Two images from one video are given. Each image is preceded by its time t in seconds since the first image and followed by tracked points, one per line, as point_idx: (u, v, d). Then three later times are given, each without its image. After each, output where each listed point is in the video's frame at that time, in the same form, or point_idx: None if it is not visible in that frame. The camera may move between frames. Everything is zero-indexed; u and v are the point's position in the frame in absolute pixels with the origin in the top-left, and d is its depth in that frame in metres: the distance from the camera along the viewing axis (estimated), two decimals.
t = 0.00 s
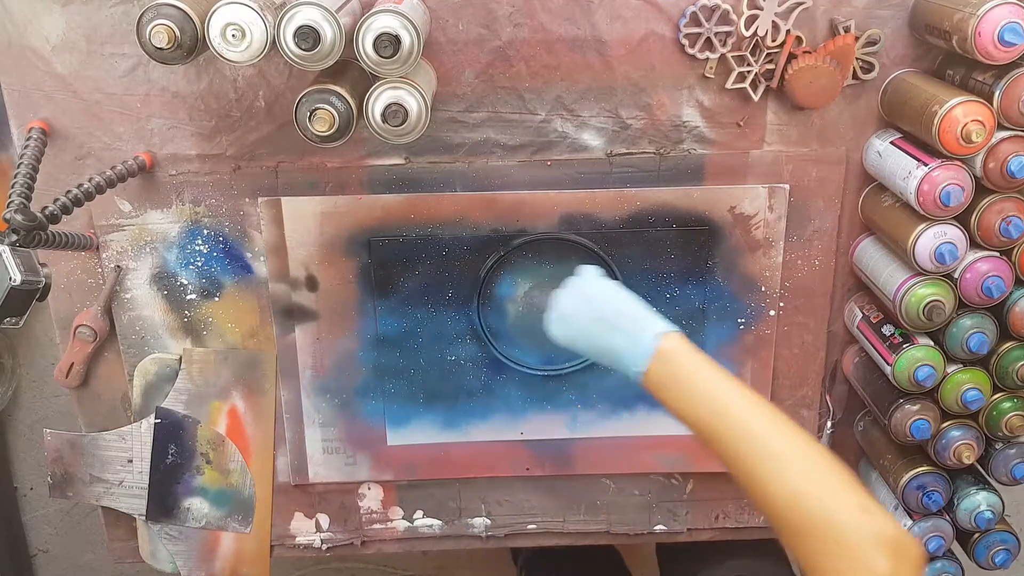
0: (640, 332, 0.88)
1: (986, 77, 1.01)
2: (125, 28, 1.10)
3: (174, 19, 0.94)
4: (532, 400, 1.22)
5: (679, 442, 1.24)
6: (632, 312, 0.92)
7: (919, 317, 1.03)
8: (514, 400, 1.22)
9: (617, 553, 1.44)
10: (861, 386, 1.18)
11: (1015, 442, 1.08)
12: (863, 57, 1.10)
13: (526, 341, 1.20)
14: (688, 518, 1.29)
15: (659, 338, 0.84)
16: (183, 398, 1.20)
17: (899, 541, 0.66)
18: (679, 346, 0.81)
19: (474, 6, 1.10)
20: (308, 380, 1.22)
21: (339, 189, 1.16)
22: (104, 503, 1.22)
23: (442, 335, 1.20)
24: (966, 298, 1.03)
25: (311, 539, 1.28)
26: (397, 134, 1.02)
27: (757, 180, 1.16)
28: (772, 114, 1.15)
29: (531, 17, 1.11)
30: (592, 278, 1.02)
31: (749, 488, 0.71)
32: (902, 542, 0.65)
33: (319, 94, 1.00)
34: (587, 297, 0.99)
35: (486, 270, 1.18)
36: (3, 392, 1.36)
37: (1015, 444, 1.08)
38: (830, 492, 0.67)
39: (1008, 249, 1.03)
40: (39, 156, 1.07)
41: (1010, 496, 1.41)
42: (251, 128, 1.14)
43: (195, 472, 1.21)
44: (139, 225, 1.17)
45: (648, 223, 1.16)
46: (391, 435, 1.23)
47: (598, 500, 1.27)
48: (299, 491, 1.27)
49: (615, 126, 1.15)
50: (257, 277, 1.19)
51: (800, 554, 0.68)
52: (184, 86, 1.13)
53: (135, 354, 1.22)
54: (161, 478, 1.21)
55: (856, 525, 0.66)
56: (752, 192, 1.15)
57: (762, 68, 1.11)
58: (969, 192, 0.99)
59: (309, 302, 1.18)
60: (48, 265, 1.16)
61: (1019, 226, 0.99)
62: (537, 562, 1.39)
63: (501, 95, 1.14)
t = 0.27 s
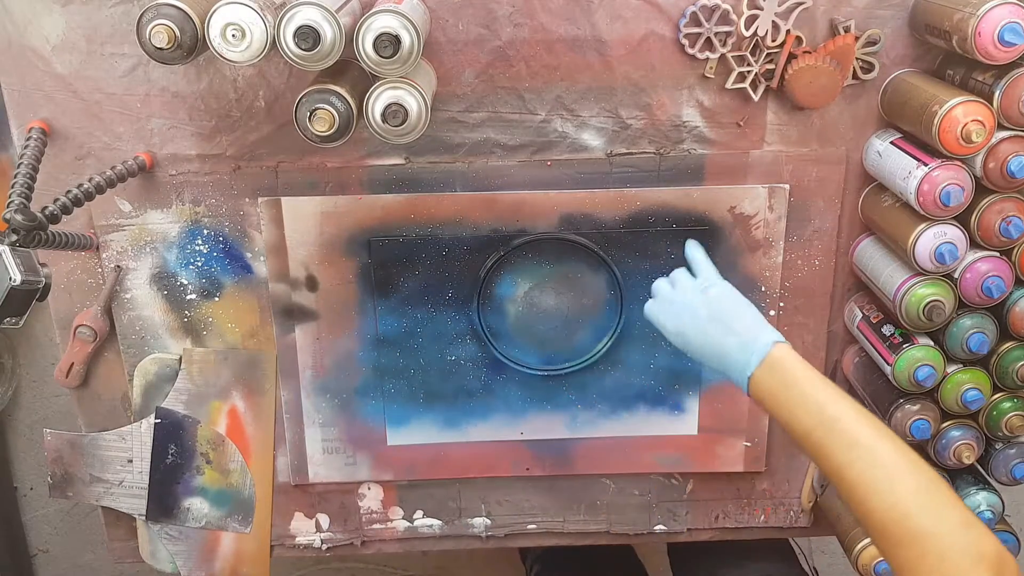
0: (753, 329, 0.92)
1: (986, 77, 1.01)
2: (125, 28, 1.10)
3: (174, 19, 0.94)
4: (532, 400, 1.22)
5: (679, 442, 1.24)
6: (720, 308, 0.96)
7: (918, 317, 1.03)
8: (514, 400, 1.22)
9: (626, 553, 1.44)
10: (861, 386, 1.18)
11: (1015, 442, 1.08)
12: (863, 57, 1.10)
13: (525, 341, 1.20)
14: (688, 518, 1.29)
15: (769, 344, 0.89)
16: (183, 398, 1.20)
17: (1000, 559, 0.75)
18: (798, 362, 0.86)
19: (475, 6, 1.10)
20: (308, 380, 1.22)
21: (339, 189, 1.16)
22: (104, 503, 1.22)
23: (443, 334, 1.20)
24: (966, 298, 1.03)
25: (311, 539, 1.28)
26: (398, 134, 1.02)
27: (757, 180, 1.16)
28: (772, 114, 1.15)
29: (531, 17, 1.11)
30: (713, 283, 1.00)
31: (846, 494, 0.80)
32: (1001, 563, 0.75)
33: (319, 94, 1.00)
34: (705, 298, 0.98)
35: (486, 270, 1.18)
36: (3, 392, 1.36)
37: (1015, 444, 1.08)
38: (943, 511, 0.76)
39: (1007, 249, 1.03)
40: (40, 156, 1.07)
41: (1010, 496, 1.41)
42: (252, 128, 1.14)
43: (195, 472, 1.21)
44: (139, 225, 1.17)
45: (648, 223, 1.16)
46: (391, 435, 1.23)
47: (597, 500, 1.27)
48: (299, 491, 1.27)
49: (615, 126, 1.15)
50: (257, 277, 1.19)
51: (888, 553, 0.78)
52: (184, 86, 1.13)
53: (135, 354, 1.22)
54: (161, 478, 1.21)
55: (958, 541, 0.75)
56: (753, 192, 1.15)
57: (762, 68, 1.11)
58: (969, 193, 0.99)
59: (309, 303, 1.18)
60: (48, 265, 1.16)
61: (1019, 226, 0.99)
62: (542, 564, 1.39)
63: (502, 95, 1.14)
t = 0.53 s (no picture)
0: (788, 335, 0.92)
1: (986, 77, 1.01)
2: (125, 28, 1.10)
3: (174, 19, 0.94)
4: (531, 400, 1.22)
5: (679, 442, 1.24)
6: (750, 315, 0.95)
7: (918, 317, 1.03)
8: (514, 400, 1.22)
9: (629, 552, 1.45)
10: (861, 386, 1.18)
11: (1015, 442, 1.08)
12: (863, 57, 1.10)
13: (525, 341, 1.20)
14: (687, 518, 1.29)
15: (804, 351, 0.90)
16: (183, 398, 1.20)
17: None
18: (827, 363, 0.88)
19: (475, 6, 1.10)
20: (308, 381, 1.22)
21: (339, 189, 1.16)
22: (104, 503, 1.22)
23: (443, 334, 1.20)
24: (966, 298, 1.03)
25: (311, 539, 1.28)
26: (398, 134, 1.02)
27: (757, 180, 1.16)
28: (772, 114, 1.15)
29: (531, 17, 1.11)
30: (752, 289, 0.99)
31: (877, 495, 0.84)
32: None
33: (319, 94, 1.00)
34: (734, 301, 0.97)
35: (486, 270, 1.18)
36: (3, 391, 1.36)
37: (1014, 444, 1.08)
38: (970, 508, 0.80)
39: (1007, 249, 1.03)
40: (40, 156, 1.07)
41: (1010, 496, 1.41)
42: (251, 128, 1.14)
43: (195, 472, 1.21)
44: (139, 225, 1.17)
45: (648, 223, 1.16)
46: (391, 435, 1.23)
47: (597, 500, 1.27)
48: (299, 491, 1.27)
49: (615, 126, 1.15)
50: (257, 277, 1.19)
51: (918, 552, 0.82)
52: (184, 86, 1.13)
53: (135, 354, 1.22)
54: (161, 478, 1.21)
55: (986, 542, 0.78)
56: (753, 192, 1.15)
57: (762, 68, 1.11)
58: (969, 193, 0.99)
59: (309, 303, 1.18)
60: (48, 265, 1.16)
61: (1019, 226, 0.99)
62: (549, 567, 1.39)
63: (502, 95, 1.14)
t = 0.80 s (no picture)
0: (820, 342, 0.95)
1: (986, 77, 1.01)
2: (125, 27, 1.10)
3: (174, 19, 0.94)
4: (531, 400, 1.22)
5: (679, 442, 1.24)
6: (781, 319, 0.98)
7: (918, 317, 1.03)
8: (514, 400, 1.22)
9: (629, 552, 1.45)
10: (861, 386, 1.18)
11: (1015, 442, 1.08)
12: (863, 57, 1.10)
13: (525, 341, 1.20)
14: (688, 518, 1.29)
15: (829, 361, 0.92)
16: (183, 398, 1.20)
17: None
18: (857, 370, 0.91)
19: (475, 6, 1.10)
20: (308, 381, 1.22)
21: (339, 189, 1.16)
22: (104, 503, 1.22)
23: (443, 334, 1.20)
24: (966, 298, 1.03)
25: (311, 539, 1.28)
26: (398, 134, 1.02)
27: (757, 180, 1.16)
28: (772, 114, 1.15)
29: (531, 17, 1.11)
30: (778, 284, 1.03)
31: (896, 507, 0.86)
32: None
33: (319, 94, 1.00)
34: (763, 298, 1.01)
35: (486, 270, 1.18)
36: (3, 391, 1.36)
37: (1015, 444, 1.08)
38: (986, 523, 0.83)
39: (1007, 249, 1.03)
40: (40, 156, 1.07)
41: (1010, 496, 1.41)
42: (251, 128, 1.14)
43: (195, 472, 1.21)
44: (139, 225, 1.17)
45: (648, 223, 1.16)
46: (391, 435, 1.23)
47: (597, 500, 1.27)
48: (299, 491, 1.27)
49: (615, 126, 1.15)
50: (257, 277, 1.19)
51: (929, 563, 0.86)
52: (184, 86, 1.13)
53: (135, 354, 1.22)
54: (161, 478, 1.21)
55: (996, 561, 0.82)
56: (753, 192, 1.15)
57: (762, 67, 1.11)
58: (969, 193, 0.99)
59: (309, 303, 1.18)
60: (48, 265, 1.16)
61: (1019, 226, 0.99)
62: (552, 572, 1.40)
63: (502, 95, 1.14)
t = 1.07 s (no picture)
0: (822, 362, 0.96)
1: (986, 77, 1.01)
2: (125, 27, 1.10)
3: (174, 20, 0.94)
4: (531, 400, 1.22)
5: (679, 442, 1.24)
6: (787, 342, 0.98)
7: (918, 317, 1.03)
8: (514, 400, 1.22)
9: (630, 554, 1.45)
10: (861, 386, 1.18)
11: (1015, 442, 1.08)
12: (863, 57, 1.10)
13: (525, 341, 1.20)
14: (687, 518, 1.29)
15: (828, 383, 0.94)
16: (183, 398, 1.20)
17: None
18: (856, 396, 0.92)
19: (475, 6, 1.10)
20: (308, 381, 1.22)
21: (339, 189, 1.16)
22: (104, 503, 1.22)
23: (442, 334, 1.20)
24: (966, 298, 1.03)
25: (311, 539, 1.28)
26: (398, 134, 1.02)
27: (757, 180, 1.16)
28: (772, 114, 1.15)
29: (531, 17, 1.11)
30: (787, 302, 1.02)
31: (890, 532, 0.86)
32: None
33: (319, 94, 1.00)
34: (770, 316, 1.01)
35: (486, 270, 1.18)
36: (3, 391, 1.36)
37: (1015, 444, 1.08)
38: (975, 551, 0.83)
39: (1007, 249, 1.03)
40: (40, 155, 1.07)
41: (1010, 496, 1.41)
42: (252, 128, 1.14)
43: (195, 472, 1.21)
44: (139, 225, 1.17)
45: (648, 223, 1.16)
46: (391, 435, 1.23)
47: (597, 500, 1.27)
48: (299, 491, 1.27)
49: (615, 126, 1.15)
50: (257, 277, 1.19)
51: None
52: (184, 86, 1.13)
53: (135, 354, 1.22)
54: (161, 478, 1.21)
55: None
56: (753, 192, 1.15)
57: (762, 68, 1.11)
58: (969, 192, 0.99)
59: (309, 303, 1.18)
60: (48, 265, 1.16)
61: (1019, 226, 0.99)
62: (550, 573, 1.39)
63: (502, 95, 1.14)
